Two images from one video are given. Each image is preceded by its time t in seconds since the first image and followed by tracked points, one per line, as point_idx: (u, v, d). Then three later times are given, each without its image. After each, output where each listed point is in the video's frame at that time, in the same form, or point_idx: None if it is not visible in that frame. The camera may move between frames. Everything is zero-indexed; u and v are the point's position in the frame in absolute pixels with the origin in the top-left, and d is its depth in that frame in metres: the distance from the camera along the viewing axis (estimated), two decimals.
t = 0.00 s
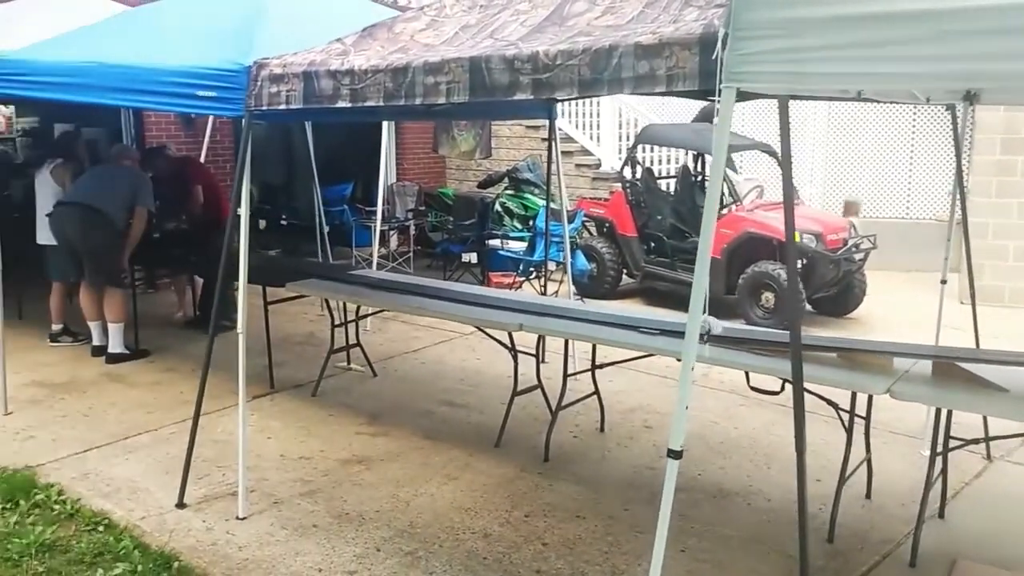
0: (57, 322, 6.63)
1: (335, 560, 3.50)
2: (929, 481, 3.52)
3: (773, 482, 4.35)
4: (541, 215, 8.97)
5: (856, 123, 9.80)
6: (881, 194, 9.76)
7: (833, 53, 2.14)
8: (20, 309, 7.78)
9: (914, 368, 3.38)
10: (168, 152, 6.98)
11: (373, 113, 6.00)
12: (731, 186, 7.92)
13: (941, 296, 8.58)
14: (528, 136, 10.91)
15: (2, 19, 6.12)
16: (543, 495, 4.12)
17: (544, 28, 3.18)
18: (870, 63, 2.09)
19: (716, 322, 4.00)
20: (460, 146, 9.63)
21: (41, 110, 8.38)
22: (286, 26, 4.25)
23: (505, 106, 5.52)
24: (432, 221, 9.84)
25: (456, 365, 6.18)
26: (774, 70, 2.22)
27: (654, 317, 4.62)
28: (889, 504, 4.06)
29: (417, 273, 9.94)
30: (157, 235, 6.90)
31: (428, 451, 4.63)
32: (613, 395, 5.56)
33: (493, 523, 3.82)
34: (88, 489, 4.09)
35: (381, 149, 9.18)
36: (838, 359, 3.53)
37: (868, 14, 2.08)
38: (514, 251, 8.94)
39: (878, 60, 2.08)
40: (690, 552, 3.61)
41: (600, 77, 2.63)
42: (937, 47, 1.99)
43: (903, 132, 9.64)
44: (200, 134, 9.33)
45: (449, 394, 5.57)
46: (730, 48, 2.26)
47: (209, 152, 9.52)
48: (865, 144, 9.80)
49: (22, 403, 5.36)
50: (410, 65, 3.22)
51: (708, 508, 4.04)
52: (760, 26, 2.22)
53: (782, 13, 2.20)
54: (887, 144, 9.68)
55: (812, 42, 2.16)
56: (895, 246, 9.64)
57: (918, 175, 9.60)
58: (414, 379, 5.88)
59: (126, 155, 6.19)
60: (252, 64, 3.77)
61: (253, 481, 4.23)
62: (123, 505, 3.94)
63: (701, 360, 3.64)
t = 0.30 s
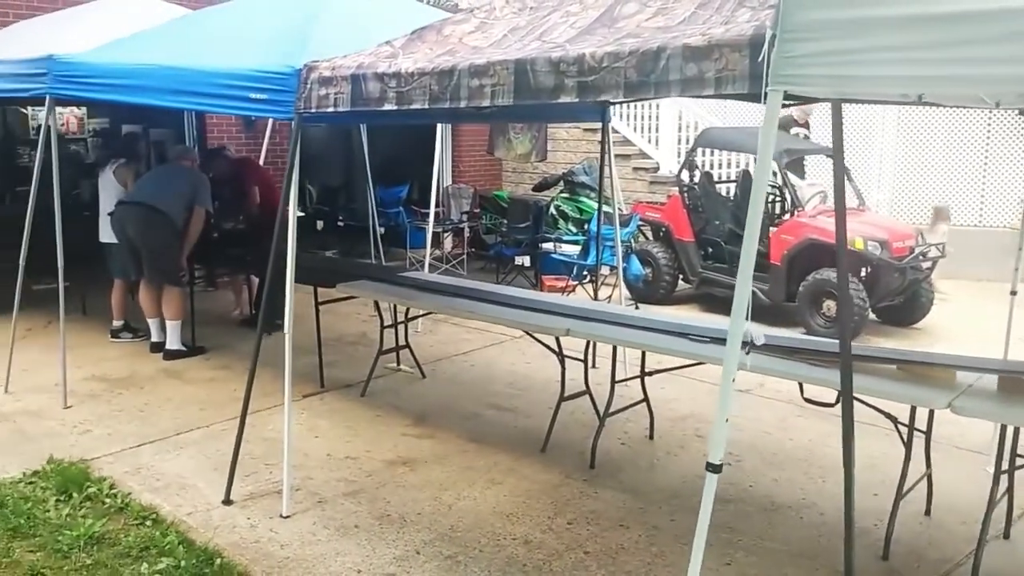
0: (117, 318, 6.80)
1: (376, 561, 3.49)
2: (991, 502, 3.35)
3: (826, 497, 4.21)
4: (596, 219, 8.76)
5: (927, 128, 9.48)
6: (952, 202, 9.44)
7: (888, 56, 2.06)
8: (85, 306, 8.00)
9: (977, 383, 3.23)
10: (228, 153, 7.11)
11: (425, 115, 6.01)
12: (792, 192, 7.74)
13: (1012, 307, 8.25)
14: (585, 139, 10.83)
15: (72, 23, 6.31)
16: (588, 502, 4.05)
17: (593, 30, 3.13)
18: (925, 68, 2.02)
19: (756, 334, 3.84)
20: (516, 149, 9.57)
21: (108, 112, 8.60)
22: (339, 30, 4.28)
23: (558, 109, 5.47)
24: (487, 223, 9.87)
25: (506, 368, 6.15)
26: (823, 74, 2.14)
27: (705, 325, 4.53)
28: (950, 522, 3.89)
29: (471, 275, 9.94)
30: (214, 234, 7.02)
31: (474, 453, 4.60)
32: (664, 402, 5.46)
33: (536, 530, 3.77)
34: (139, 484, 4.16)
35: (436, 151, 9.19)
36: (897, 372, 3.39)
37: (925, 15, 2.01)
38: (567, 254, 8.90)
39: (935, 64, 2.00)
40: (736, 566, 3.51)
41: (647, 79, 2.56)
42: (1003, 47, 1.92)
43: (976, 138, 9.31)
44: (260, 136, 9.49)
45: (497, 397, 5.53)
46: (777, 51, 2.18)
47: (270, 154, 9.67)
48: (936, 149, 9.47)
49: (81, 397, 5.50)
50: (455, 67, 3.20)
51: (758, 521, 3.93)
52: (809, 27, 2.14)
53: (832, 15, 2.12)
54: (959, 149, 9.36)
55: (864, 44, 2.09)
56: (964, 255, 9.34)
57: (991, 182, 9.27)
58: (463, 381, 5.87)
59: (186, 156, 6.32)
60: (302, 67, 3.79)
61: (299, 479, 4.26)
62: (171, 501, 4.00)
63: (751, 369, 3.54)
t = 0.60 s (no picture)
0: (159, 316, 6.89)
1: (407, 563, 3.47)
2: None
3: (868, 508, 4.10)
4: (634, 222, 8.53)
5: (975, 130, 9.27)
6: (1003, 205, 9.19)
7: (928, 56, 1.98)
8: (128, 303, 8.14)
9: None
10: (267, 154, 7.18)
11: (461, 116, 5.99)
12: (837, 192, 7.62)
13: None
14: (625, 140, 10.75)
15: (116, 26, 6.42)
16: (622, 508, 3.99)
17: (626, 30, 3.07)
18: (963, 68, 1.93)
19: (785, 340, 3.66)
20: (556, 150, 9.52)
21: (152, 113, 8.74)
22: (371, 32, 4.27)
23: (594, 110, 5.41)
24: (526, 225, 9.85)
25: (541, 371, 6.10)
26: (856, 75, 2.07)
27: (742, 329, 4.45)
28: (997, 536, 3.76)
29: (509, 276, 9.91)
30: (254, 234, 7.09)
31: (507, 456, 4.57)
32: (701, 408, 5.38)
33: (568, 535, 3.72)
34: (174, 481, 4.20)
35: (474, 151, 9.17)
36: (940, 380, 3.30)
37: (966, 13, 1.92)
38: (606, 257, 8.81)
39: (978, 65, 1.91)
40: None
41: (678, 80, 2.50)
42: None
43: None
44: (301, 137, 9.59)
45: (532, 400, 5.49)
46: (806, 52, 2.13)
47: (309, 155, 9.74)
48: (986, 151, 9.25)
49: (122, 394, 5.58)
50: (486, 68, 3.17)
51: (796, 531, 3.84)
52: (842, 27, 2.07)
53: (863, 14, 2.06)
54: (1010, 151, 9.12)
55: (900, 42, 2.01)
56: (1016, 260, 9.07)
57: None
58: (498, 383, 5.83)
59: (226, 156, 6.39)
60: (336, 68, 3.78)
61: (332, 479, 4.26)
62: (205, 498, 4.03)
63: (787, 374, 3.46)
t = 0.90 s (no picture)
0: (185, 314, 6.93)
1: (425, 564, 3.44)
2: None
3: (896, 515, 4.01)
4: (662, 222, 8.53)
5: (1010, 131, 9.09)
6: None
7: (964, 50, 1.91)
8: (155, 301, 8.22)
9: None
10: (292, 153, 7.20)
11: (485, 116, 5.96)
12: (868, 194, 7.47)
13: None
14: (652, 140, 10.66)
15: (145, 25, 6.46)
16: (644, 512, 3.94)
17: (649, 26, 3.01)
18: (996, 63, 1.87)
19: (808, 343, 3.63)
20: (582, 150, 9.46)
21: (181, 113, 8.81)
22: (393, 31, 4.25)
23: (619, 108, 5.35)
24: (551, 226, 9.82)
25: (564, 372, 6.06)
26: (887, 69, 1.99)
27: (767, 332, 4.38)
28: None
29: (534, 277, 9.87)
30: (279, 233, 7.12)
31: (529, 458, 4.53)
32: (726, 411, 5.30)
33: (588, 539, 3.67)
34: (195, 479, 4.21)
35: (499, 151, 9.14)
36: (970, 385, 3.21)
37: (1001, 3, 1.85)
38: (630, 258, 8.71)
39: (1015, 58, 1.84)
40: None
41: (701, 77, 2.44)
42: None
43: None
44: (327, 136, 9.62)
45: (554, 401, 5.44)
46: (832, 46, 2.04)
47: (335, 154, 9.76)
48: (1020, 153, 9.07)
49: (146, 391, 5.62)
50: (508, 65, 3.13)
51: (822, 538, 3.76)
52: (867, 21, 2.00)
53: (890, 8, 1.99)
54: None
55: (928, 37, 1.94)
56: None
57: None
58: (521, 384, 5.79)
59: (251, 155, 6.41)
60: (358, 67, 3.77)
61: (352, 479, 4.25)
62: (225, 496, 4.04)
63: (813, 379, 3.39)
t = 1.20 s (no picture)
0: (196, 315, 6.90)
1: (435, 571, 3.38)
2: None
3: (917, 523, 3.92)
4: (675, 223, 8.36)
5: None
6: None
7: (1002, 42, 1.82)
8: (166, 302, 8.20)
9: None
10: (304, 154, 7.15)
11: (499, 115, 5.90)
12: (885, 195, 7.34)
13: None
14: (666, 140, 10.57)
15: (157, 24, 6.43)
16: (657, 519, 3.86)
17: (669, 22, 2.94)
18: None
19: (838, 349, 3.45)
20: (595, 151, 9.38)
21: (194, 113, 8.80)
22: (407, 29, 4.20)
23: (635, 106, 5.28)
24: (563, 228, 9.76)
25: (577, 375, 5.98)
26: (920, 63, 1.92)
27: (785, 336, 4.29)
28: None
29: (546, 279, 9.80)
30: (291, 234, 7.08)
31: (541, 462, 4.47)
32: (741, 416, 5.22)
33: (601, 546, 3.60)
34: (203, 483, 4.17)
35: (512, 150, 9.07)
36: (994, 391, 3.13)
37: None
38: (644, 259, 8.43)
39: None
40: None
41: (722, 73, 2.37)
42: None
43: None
44: (340, 136, 9.58)
45: (567, 405, 5.37)
46: (861, 41, 1.98)
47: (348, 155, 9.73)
48: None
49: (156, 393, 5.59)
50: (524, 62, 3.06)
51: (841, 547, 3.67)
52: (896, 13, 1.93)
53: None
54: None
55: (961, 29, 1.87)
56: None
57: None
58: (533, 387, 5.73)
59: (263, 155, 6.36)
60: (371, 64, 3.72)
61: (362, 483, 4.19)
62: (234, 500, 3.99)
63: (839, 386, 3.28)
